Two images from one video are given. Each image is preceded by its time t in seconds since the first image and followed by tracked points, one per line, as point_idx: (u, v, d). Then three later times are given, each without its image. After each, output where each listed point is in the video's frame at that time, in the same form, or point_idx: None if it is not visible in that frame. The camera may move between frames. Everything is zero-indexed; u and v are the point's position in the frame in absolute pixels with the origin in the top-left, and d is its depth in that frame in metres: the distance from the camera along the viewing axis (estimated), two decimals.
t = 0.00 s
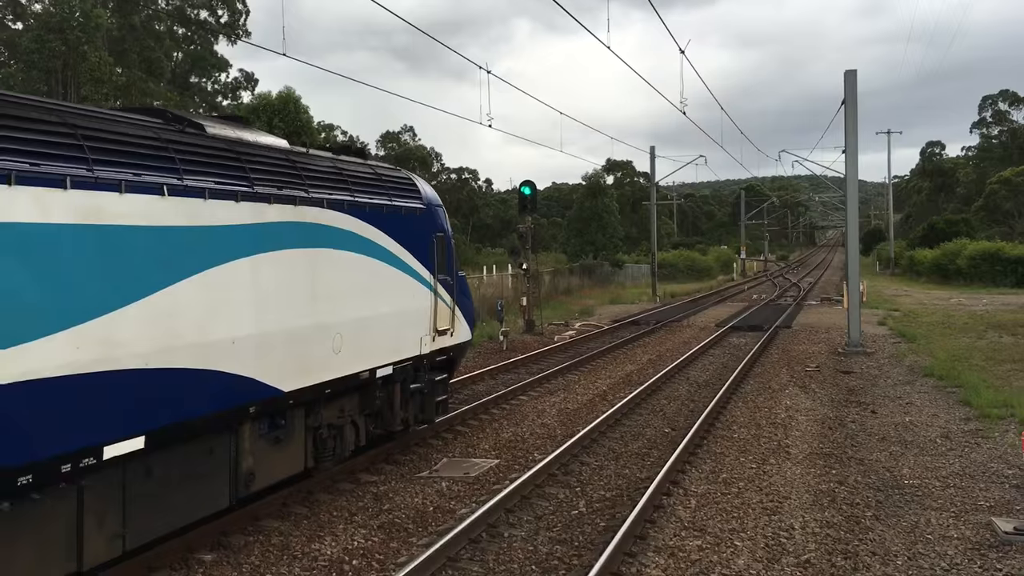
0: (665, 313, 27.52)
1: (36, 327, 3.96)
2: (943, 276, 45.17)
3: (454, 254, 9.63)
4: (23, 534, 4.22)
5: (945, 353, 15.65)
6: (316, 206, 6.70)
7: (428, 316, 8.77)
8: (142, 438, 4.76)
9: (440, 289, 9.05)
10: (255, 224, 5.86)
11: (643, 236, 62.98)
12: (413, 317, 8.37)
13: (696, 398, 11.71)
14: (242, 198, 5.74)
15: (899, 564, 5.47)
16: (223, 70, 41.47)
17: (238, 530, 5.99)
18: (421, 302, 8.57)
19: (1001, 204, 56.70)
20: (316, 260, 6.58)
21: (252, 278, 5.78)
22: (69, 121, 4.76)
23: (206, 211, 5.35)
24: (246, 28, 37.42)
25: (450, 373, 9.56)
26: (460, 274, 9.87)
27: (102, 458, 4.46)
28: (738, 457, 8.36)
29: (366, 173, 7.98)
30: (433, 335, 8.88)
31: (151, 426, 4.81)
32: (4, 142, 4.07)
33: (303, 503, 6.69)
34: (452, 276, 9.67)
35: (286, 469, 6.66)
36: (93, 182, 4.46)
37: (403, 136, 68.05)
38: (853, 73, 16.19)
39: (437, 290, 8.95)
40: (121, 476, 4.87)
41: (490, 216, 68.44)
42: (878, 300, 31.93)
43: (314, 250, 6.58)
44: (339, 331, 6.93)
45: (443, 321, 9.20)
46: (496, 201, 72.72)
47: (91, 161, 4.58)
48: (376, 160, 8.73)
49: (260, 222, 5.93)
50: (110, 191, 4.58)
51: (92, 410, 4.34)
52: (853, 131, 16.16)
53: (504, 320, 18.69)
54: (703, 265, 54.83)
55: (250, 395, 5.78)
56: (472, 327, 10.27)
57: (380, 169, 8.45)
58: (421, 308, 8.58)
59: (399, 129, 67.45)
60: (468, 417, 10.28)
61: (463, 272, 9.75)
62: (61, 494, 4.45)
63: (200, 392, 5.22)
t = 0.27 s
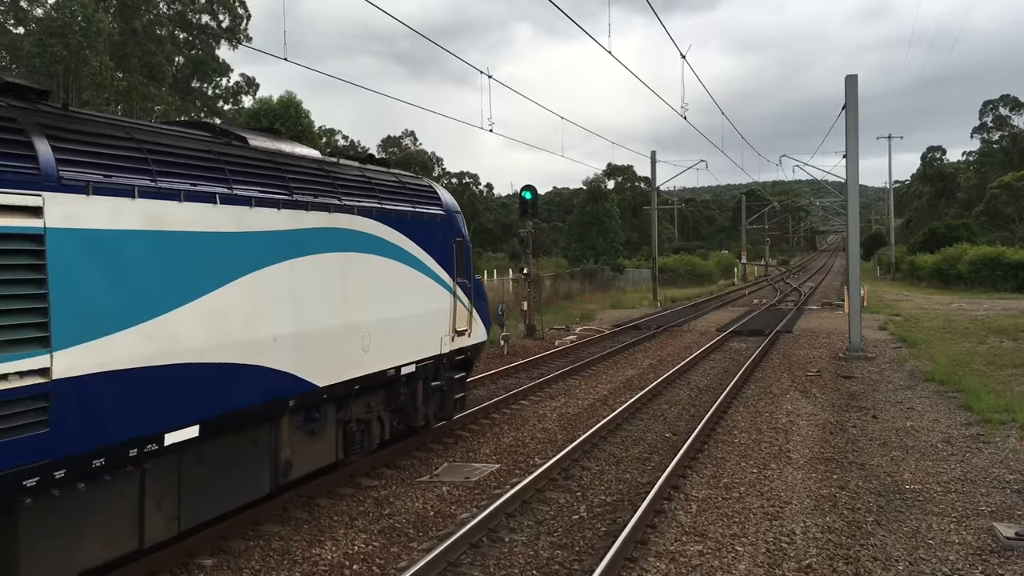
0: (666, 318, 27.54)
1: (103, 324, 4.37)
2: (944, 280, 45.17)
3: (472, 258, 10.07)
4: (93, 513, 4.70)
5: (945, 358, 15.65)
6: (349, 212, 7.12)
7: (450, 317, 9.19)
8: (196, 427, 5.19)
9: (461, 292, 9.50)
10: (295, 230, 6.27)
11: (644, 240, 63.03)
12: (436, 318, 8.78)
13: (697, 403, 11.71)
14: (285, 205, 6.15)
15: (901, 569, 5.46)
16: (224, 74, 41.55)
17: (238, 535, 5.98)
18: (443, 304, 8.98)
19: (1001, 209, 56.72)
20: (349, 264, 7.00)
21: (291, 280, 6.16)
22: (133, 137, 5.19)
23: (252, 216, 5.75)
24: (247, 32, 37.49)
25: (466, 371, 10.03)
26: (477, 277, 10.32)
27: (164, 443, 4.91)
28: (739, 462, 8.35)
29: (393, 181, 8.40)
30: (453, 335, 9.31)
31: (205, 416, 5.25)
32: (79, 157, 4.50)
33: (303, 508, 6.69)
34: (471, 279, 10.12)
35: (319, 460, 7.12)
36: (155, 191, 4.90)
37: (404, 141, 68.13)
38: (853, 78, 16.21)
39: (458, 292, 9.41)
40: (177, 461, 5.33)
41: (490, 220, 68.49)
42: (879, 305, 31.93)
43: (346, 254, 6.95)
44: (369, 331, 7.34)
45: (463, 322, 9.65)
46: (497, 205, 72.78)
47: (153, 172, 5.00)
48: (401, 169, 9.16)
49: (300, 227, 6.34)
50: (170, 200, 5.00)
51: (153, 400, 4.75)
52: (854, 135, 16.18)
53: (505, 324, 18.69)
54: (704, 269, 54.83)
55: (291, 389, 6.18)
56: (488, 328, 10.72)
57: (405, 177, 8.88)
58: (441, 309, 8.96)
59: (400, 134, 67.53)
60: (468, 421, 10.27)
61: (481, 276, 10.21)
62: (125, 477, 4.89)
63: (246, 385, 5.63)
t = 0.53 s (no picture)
0: (667, 322, 27.53)
1: (170, 321, 4.83)
2: (946, 284, 45.12)
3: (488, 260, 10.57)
4: (154, 496, 5.15)
5: (947, 362, 15.63)
6: (378, 218, 7.61)
7: (467, 317, 9.69)
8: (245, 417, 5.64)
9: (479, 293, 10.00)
10: (331, 235, 6.76)
11: (646, 244, 63.02)
12: (455, 319, 9.27)
13: (698, 407, 11.70)
14: (322, 212, 6.64)
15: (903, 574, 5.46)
16: (227, 78, 41.64)
17: (239, 539, 5.98)
18: (460, 305, 9.47)
19: (1003, 212, 56.68)
20: (378, 267, 7.48)
21: (327, 280, 6.63)
22: (189, 150, 5.62)
23: (295, 223, 6.23)
24: (249, 36, 37.58)
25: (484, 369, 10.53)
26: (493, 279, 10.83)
27: (218, 432, 5.34)
28: (741, 466, 8.34)
29: (415, 188, 8.89)
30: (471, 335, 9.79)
31: (254, 406, 5.69)
32: (145, 167, 4.95)
33: (305, 512, 6.70)
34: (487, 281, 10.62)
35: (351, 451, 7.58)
36: (212, 200, 5.38)
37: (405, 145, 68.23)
38: (855, 81, 16.22)
39: (475, 293, 9.91)
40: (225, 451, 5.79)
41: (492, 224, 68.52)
42: (881, 309, 31.90)
43: (374, 257, 7.42)
44: (396, 329, 7.83)
45: (480, 322, 10.15)
46: (498, 209, 72.83)
47: (209, 181, 5.48)
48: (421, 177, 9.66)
49: (335, 233, 6.83)
50: (222, 208, 5.45)
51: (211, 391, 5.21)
52: (855, 139, 16.19)
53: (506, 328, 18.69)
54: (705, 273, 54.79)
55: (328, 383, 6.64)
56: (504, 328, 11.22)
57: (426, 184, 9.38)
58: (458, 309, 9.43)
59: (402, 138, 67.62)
60: (470, 424, 10.26)
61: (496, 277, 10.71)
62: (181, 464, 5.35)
63: (290, 379, 6.09)
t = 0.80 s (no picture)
0: (667, 323, 27.55)
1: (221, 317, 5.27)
2: (946, 286, 45.12)
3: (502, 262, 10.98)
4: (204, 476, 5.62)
5: (947, 364, 15.64)
6: (404, 222, 8.03)
7: (484, 316, 10.11)
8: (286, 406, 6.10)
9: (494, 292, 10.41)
10: (361, 238, 7.18)
11: (646, 246, 63.03)
12: (472, 318, 9.68)
13: (698, 408, 11.70)
14: (352, 217, 7.07)
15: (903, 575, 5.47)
16: (227, 80, 41.64)
17: (239, 540, 5.98)
18: (478, 304, 9.88)
19: (1003, 214, 56.68)
20: (403, 268, 7.90)
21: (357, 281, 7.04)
22: (238, 160, 6.03)
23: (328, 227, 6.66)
24: (249, 38, 37.59)
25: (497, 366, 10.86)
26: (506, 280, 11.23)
27: (263, 419, 5.81)
28: (741, 467, 8.35)
29: (437, 193, 9.31)
30: (487, 333, 10.21)
31: (294, 397, 6.15)
32: (200, 175, 5.37)
33: (305, 513, 6.70)
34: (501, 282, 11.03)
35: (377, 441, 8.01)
36: (259, 206, 5.82)
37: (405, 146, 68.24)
38: (854, 83, 16.23)
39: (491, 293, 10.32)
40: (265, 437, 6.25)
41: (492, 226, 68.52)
42: (880, 310, 31.89)
43: (399, 258, 7.82)
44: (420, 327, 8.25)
45: (495, 321, 10.56)
46: (498, 210, 72.82)
47: (256, 189, 5.92)
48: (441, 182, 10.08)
49: (364, 236, 7.25)
50: (267, 213, 5.90)
51: (255, 382, 5.64)
52: (855, 141, 16.20)
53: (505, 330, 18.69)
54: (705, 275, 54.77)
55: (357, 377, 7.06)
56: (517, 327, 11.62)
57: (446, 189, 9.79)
58: (476, 309, 9.82)
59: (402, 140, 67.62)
60: (470, 426, 10.25)
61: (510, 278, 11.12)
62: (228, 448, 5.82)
63: (323, 372, 6.53)
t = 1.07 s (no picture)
0: (665, 322, 27.56)
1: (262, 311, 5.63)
2: (943, 284, 45.16)
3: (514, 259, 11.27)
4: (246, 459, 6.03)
5: (944, 362, 15.64)
6: (425, 221, 8.36)
7: (498, 311, 10.45)
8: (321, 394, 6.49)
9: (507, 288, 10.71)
10: (386, 236, 7.51)
11: (643, 244, 63.01)
12: (488, 312, 10.02)
13: (696, 407, 11.71)
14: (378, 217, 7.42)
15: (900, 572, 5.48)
16: (224, 77, 41.53)
17: (236, 538, 5.97)
18: (492, 300, 10.22)
19: (1001, 212, 56.73)
20: (425, 265, 8.24)
21: (383, 277, 7.38)
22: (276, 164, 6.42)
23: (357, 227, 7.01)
24: (247, 35, 37.50)
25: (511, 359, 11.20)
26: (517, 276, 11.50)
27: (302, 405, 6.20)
28: (738, 465, 8.35)
29: (454, 192, 9.63)
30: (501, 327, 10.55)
31: (329, 385, 6.53)
32: (246, 181, 5.75)
33: (303, 511, 6.68)
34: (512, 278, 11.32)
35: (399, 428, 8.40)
36: (297, 207, 6.18)
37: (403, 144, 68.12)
38: (852, 82, 16.25)
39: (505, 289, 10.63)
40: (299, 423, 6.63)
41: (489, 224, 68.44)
42: (878, 309, 31.90)
43: (422, 256, 8.15)
44: (440, 321, 8.60)
45: (507, 315, 10.88)
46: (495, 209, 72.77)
47: (294, 192, 6.27)
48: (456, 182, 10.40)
49: (390, 234, 7.59)
50: (304, 213, 6.25)
51: (293, 372, 5.99)
52: (852, 139, 16.22)
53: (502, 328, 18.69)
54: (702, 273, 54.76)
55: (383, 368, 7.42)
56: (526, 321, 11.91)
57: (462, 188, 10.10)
58: (490, 304, 10.15)
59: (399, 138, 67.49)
60: (467, 424, 10.25)
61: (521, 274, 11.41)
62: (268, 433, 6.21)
63: (354, 363, 6.89)
